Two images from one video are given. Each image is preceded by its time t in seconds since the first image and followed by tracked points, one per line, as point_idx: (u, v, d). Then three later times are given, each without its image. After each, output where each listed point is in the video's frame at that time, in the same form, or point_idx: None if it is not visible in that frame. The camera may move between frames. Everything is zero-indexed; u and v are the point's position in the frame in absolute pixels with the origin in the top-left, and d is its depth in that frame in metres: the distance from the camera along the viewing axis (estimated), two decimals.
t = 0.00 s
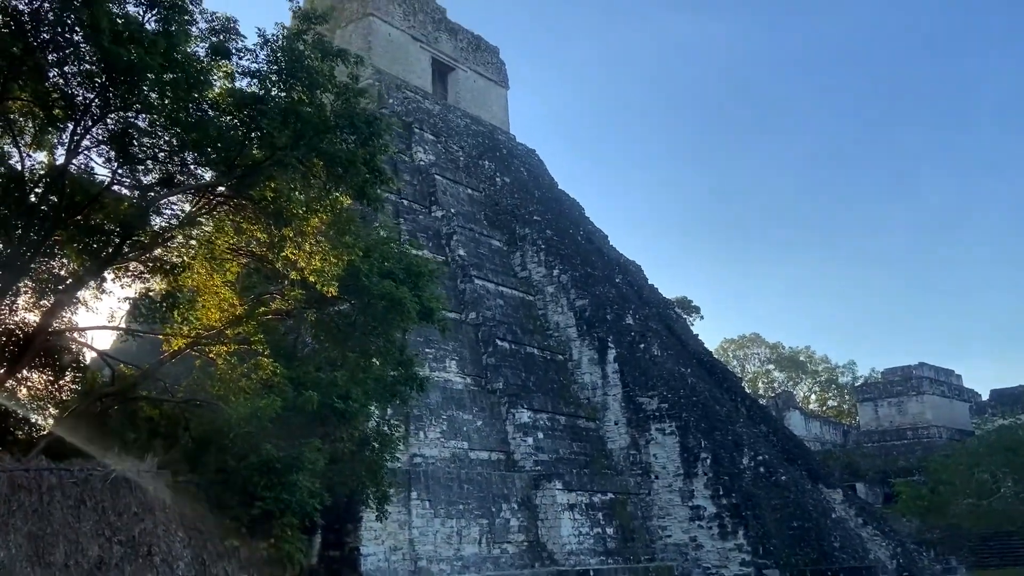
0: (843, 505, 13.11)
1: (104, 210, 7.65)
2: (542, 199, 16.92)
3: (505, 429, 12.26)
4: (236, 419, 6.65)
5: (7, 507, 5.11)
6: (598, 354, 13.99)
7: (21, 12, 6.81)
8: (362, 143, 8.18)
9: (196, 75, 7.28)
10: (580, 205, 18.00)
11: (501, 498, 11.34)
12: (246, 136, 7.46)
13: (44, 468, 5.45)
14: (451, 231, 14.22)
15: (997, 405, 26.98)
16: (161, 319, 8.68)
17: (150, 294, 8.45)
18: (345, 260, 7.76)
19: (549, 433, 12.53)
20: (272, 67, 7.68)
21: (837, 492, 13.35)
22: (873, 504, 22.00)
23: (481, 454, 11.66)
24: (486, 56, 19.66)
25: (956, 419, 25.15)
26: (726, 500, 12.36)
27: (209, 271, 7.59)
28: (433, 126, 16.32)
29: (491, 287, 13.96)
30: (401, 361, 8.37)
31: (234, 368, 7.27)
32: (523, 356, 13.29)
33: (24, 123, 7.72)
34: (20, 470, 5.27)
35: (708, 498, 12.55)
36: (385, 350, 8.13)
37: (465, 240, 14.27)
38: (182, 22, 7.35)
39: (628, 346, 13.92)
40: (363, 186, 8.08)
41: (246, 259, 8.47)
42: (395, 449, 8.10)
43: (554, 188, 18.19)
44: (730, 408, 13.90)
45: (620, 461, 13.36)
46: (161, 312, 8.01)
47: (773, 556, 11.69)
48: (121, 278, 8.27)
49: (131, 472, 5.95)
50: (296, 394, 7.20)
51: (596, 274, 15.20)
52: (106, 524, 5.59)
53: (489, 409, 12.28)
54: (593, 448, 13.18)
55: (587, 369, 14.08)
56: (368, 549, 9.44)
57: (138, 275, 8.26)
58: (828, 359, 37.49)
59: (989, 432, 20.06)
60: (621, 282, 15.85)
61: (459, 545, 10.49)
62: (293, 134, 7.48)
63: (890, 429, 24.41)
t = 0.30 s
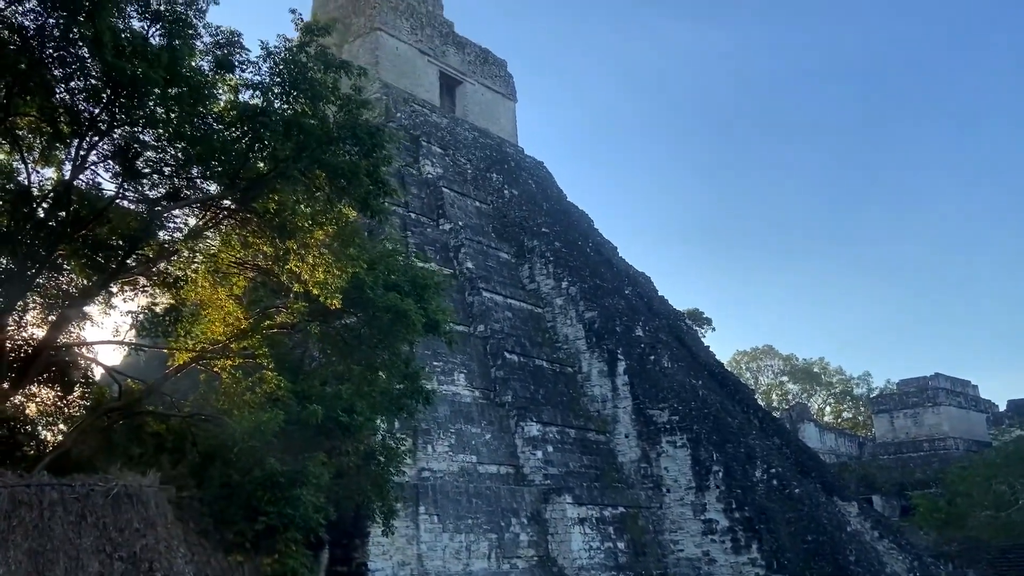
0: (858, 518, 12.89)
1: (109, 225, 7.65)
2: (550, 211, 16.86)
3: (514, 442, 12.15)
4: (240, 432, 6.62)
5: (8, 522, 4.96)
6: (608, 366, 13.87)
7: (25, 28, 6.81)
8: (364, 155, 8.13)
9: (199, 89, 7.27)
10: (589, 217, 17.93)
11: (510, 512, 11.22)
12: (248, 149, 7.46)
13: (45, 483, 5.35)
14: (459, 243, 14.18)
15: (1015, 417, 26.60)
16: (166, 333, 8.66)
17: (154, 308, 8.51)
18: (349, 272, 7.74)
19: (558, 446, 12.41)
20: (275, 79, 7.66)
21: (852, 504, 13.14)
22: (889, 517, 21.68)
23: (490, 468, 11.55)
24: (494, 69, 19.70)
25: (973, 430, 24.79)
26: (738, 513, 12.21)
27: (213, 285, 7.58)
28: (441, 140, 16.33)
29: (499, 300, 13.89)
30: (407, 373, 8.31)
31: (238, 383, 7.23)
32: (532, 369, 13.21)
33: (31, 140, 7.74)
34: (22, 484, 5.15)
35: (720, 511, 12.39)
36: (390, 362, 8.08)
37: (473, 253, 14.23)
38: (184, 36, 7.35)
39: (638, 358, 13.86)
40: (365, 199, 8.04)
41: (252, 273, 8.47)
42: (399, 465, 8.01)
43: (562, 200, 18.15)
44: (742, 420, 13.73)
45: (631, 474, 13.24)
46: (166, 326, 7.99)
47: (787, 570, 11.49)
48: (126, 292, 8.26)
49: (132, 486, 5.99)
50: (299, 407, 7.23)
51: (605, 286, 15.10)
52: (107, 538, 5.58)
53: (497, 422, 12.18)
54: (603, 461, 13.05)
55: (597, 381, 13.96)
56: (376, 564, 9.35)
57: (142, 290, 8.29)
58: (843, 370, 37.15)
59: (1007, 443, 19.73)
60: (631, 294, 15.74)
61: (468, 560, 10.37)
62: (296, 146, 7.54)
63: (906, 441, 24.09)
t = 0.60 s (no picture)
0: (873, 532, 12.69)
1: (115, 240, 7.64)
2: (560, 223, 16.80)
3: (524, 456, 12.05)
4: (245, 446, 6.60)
5: (7, 539, 5.03)
6: (618, 379, 13.77)
7: (32, 45, 6.73)
8: (368, 167, 8.18)
9: (205, 104, 7.30)
10: (599, 228, 17.87)
11: (520, 527, 11.10)
12: (254, 163, 7.43)
13: (47, 499, 5.37)
14: (468, 256, 14.13)
15: None
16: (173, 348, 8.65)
17: (161, 323, 8.50)
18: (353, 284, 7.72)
19: (569, 460, 12.30)
20: (279, 92, 7.69)
21: (867, 517, 12.94)
22: (907, 530, 21.37)
23: (500, 482, 11.47)
24: (502, 82, 19.71)
25: (991, 441, 24.44)
26: (752, 528, 12.05)
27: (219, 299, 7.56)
28: (450, 152, 16.31)
29: (509, 312, 13.82)
30: (413, 387, 8.26)
31: (243, 398, 7.19)
32: (542, 382, 13.11)
33: (39, 155, 7.70)
34: (23, 503, 5.20)
35: (733, 525, 12.24)
36: (398, 375, 8.06)
37: (482, 265, 14.19)
38: (190, 52, 7.36)
39: (649, 370, 13.66)
40: (369, 211, 8.08)
41: (260, 287, 8.48)
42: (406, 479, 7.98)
43: (572, 211, 18.10)
44: (755, 432, 13.55)
45: (642, 487, 13.12)
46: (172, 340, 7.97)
47: None
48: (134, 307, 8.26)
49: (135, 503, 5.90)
50: (305, 422, 7.13)
51: (615, 297, 15.00)
52: (109, 556, 5.51)
53: (507, 435, 12.10)
54: (614, 474, 12.96)
55: (608, 394, 13.85)
56: None
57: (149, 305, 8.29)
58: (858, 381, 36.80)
59: None
60: (641, 305, 15.64)
61: None
62: (299, 159, 7.52)
63: (923, 453, 23.78)
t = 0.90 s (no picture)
0: (890, 544, 12.48)
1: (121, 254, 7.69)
2: (570, 234, 16.75)
3: (534, 468, 11.96)
4: (249, 459, 6.56)
5: (8, 554, 5.00)
6: (629, 390, 13.68)
7: (40, 60, 6.79)
8: (371, 177, 8.28)
9: (211, 117, 7.27)
10: (609, 239, 17.81)
11: (530, 540, 10.97)
12: (258, 176, 7.45)
13: (48, 514, 5.36)
14: (477, 267, 14.11)
15: None
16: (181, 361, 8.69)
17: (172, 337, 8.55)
18: (356, 295, 7.71)
19: (579, 472, 12.19)
20: (281, 105, 7.75)
21: (883, 530, 12.74)
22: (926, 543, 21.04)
23: (510, 495, 11.38)
24: (511, 94, 19.75)
25: (1011, 452, 24.05)
26: (765, 540, 11.87)
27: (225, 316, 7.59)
28: (459, 164, 16.30)
29: (518, 324, 13.77)
30: (420, 399, 8.21)
31: (248, 411, 7.18)
32: (552, 394, 13.03)
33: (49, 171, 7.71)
34: (25, 517, 5.20)
35: (747, 537, 12.06)
36: (405, 388, 8.01)
37: (491, 277, 14.16)
38: (195, 65, 7.41)
39: (659, 381, 13.54)
40: (372, 221, 8.18)
41: (267, 300, 8.48)
42: (411, 493, 7.95)
43: (582, 223, 18.05)
44: (768, 444, 13.38)
45: (654, 500, 12.98)
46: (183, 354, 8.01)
47: None
48: (143, 321, 8.30)
49: (135, 518, 5.89)
50: (309, 435, 7.16)
51: (625, 308, 14.91)
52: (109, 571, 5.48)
53: (516, 447, 12.01)
54: (625, 486, 12.84)
55: (618, 406, 13.75)
56: None
57: (158, 318, 8.32)
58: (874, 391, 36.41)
59: None
60: (652, 316, 15.54)
61: None
62: (302, 171, 7.60)
63: (941, 463, 23.44)
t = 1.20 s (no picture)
0: (908, 557, 12.28)
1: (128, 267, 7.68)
2: (580, 245, 16.69)
3: (545, 481, 11.87)
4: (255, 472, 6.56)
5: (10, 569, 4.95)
6: (641, 402, 13.57)
7: (49, 76, 6.83)
8: (375, 189, 8.37)
9: (218, 131, 7.28)
10: (621, 250, 17.74)
11: (541, 553, 10.86)
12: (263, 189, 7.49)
13: (52, 528, 5.33)
14: (487, 279, 14.07)
15: None
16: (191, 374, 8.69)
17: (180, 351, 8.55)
18: (361, 307, 7.70)
19: (591, 484, 12.10)
20: (286, 116, 7.79)
21: (901, 542, 12.53)
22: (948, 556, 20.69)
23: (520, 507, 11.30)
24: (522, 105, 19.76)
25: None
26: (780, 553, 11.78)
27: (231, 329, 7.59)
28: (469, 176, 16.30)
29: (529, 335, 13.72)
30: (428, 411, 8.18)
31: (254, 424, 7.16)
32: (563, 405, 12.96)
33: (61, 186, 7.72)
34: (29, 531, 5.16)
35: (761, 550, 11.96)
36: (412, 400, 7.98)
37: (501, 288, 14.12)
38: (201, 78, 7.42)
39: (672, 393, 13.42)
40: (376, 232, 8.24)
41: (277, 312, 8.46)
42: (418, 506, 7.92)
43: (593, 233, 18.00)
44: (782, 455, 13.23)
45: (667, 512, 12.85)
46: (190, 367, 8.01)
47: None
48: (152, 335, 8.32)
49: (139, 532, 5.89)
50: (315, 447, 7.16)
51: (636, 319, 14.83)
52: None
53: (527, 459, 11.93)
54: (637, 498, 12.73)
55: (630, 417, 13.65)
56: None
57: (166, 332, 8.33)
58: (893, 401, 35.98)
59: None
60: (664, 326, 15.43)
61: None
62: (307, 183, 7.70)
63: (962, 474, 23.08)
